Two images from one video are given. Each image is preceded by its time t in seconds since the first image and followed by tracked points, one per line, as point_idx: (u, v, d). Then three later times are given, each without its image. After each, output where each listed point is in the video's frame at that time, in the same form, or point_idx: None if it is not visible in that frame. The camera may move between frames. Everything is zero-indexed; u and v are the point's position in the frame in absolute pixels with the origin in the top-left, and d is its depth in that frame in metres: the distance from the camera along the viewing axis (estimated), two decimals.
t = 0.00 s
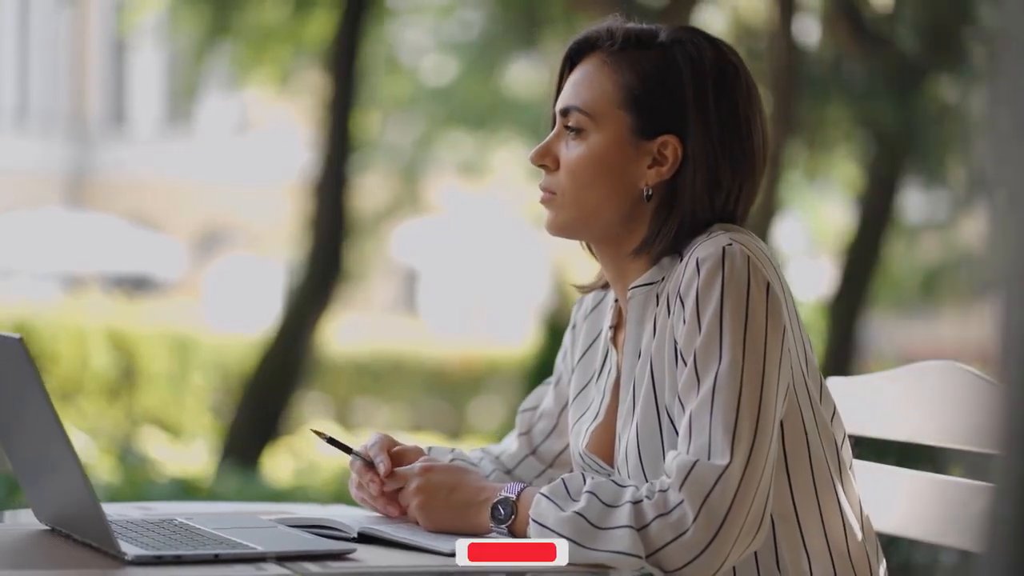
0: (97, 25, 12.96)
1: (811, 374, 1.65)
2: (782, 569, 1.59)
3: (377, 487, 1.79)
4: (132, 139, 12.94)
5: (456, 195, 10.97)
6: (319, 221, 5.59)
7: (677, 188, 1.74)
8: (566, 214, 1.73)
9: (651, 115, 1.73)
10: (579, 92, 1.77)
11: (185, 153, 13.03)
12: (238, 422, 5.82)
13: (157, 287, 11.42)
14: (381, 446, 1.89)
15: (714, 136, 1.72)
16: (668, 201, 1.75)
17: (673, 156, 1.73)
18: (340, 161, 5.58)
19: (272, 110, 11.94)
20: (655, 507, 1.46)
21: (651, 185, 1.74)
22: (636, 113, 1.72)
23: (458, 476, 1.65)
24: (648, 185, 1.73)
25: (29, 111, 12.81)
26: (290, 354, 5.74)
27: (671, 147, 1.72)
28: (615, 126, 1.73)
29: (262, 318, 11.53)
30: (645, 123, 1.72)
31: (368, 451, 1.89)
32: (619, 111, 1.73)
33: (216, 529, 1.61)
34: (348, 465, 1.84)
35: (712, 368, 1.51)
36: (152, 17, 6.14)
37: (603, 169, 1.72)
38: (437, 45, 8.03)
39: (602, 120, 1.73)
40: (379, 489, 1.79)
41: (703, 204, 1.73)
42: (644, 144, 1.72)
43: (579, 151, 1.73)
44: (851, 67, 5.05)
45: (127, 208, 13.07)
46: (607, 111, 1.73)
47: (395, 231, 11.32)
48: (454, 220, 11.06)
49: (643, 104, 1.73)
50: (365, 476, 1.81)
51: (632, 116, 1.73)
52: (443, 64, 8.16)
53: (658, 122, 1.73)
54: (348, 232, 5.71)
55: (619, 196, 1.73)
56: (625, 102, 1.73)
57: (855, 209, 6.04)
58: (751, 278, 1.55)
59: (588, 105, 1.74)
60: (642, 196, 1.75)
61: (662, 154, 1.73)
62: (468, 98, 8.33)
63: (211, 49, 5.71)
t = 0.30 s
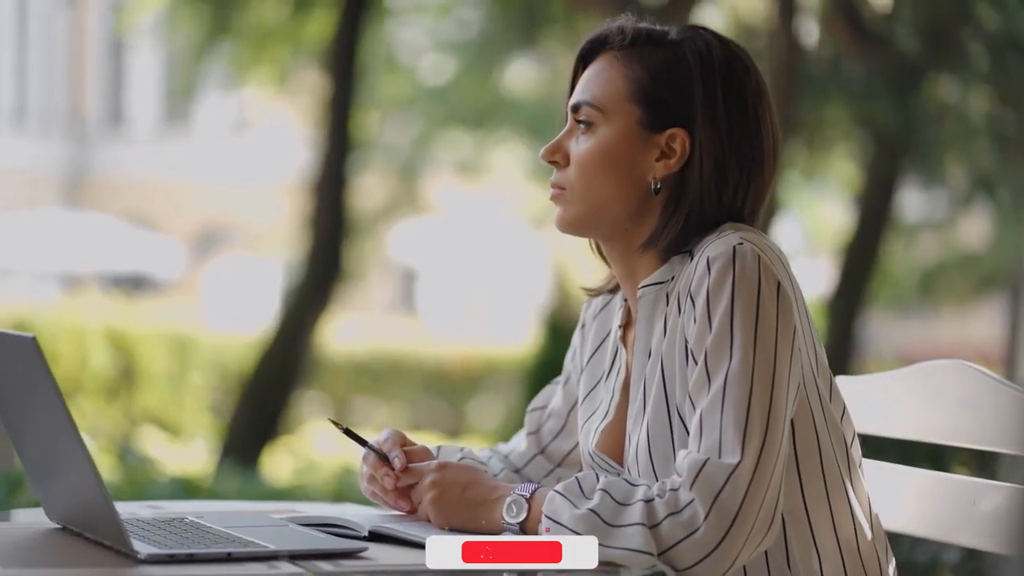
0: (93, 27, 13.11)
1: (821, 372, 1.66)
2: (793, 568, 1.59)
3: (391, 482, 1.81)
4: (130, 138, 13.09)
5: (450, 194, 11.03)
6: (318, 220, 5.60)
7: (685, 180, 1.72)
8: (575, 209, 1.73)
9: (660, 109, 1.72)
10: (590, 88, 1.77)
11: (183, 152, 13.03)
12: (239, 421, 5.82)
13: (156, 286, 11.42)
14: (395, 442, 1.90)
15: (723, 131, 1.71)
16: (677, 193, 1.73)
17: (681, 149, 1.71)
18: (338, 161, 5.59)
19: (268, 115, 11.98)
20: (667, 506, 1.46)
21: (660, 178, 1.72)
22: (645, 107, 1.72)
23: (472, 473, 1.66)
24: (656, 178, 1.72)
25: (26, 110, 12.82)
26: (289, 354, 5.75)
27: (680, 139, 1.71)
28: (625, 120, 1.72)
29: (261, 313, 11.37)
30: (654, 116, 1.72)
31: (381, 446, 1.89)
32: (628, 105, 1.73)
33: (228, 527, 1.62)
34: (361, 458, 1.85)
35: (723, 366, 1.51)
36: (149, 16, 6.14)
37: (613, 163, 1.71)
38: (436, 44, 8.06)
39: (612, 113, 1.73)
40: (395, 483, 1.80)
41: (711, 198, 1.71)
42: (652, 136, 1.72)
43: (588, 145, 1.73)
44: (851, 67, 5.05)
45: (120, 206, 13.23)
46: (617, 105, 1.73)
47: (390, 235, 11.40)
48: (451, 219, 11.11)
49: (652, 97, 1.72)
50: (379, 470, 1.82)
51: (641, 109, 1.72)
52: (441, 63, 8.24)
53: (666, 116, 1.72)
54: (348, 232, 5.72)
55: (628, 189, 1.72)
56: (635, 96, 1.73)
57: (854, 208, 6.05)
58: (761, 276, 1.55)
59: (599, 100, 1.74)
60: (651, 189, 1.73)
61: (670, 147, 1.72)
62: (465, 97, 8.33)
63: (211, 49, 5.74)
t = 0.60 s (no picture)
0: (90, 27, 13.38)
1: (830, 372, 1.66)
2: (801, 568, 1.59)
3: (399, 481, 1.81)
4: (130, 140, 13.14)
5: (447, 194, 11.02)
6: (317, 220, 5.62)
7: (692, 175, 1.72)
8: (582, 208, 1.72)
9: (666, 105, 1.71)
10: (596, 86, 1.76)
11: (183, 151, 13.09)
12: (238, 421, 5.82)
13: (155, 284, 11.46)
14: (403, 440, 1.91)
15: (728, 128, 1.70)
16: (683, 189, 1.73)
17: (688, 145, 1.71)
18: (337, 161, 5.62)
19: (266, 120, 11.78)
20: (676, 505, 1.46)
21: (666, 174, 1.71)
22: (652, 104, 1.71)
23: (480, 472, 1.66)
24: (663, 174, 1.71)
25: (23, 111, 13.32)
26: (288, 353, 5.77)
27: (686, 135, 1.71)
28: (632, 117, 1.72)
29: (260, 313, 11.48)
30: (660, 112, 1.71)
31: (388, 444, 1.90)
32: (635, 101, 1.72)
33: (236, 525, 1.62)
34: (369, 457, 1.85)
35: (732, 365, 1.52)
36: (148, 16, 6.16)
37: (621, 161, 1.71)
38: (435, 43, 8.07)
39: (619, 111, 1.73)
40: (403, 483, 1.80)
41: (719, 194, 1.70)
42: (659, 133, 1.71)
43: (595, 144, 1.72)
44: (849, 67, 5.07)
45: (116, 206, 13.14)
46: (624, 103, 1.73)
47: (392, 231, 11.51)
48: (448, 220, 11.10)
49: (657, 94, 1.71)
50: (388, 469, 1.82)
51: (648, 106, 1.71)
52: (439, 62, 8.23)
53: (673, 112, 1.71)
54: (347, 231, 5.74)
55: (636, 185, 1.71)
56: (641, 93, 1.72)
57: (852, 208, 6.07)
58: (770, 275, 1.55)
59: (606, 97, 1.74)
60: (658, 185, 1.72)
61: (677, 143, 1.71)
62: (464, 98, 8.37)
63: (210, 48, 5.76)
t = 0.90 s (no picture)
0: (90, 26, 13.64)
1: (838, 371, 1.66)
2: (810, 566, 1.59)
3: (409, 479, 1.81)
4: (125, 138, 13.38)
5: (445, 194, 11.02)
6: (316, 220, 5.64)
7: (700, 174, 1.72)
8: (592, 207, 1.72)
9: (674, 103, 1.71)
10: (604, 85, 1.76)
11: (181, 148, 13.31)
12: (238, 421, 5.82)
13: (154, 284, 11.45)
14: (411, 438, 1.91)
15: (736, 126, 1.70)
16: (691, 187, 1.73)
17: (696, 142, 1.70)
18: (336, 160, 5.64)
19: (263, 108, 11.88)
20: (685, 503, 1.47)
21: (675, 172, 1.71)
22: (660, 102, 1.71)
23: (489, 470, 1.66)
24: (671, 172, 1.71)
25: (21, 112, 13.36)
26: (288, 352, 5.78)
27: (694, 133, 1.70)
28: (639, 115, 1.72)
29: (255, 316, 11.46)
30: (668, 111, 1.71)
31: (397, 442, 1.90)
32: (643, 100, 1.72)
33: (245, 525, 1.62)
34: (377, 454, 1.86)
35: (741, 364, 1.52)
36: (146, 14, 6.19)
37: (628, 159, 1.71)
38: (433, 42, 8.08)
39: (627, 109, 1.73)
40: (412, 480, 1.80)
41: (728, 192, 1.70)
42: (667, 131, 1.71)
43: (604, 143, 1.72)
44: (848, 67, 5.12)
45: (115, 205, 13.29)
46: (632, 102, 1.73)
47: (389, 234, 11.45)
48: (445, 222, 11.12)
49: (666, 93, 1.71)
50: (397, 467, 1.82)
51: (656, 104, 1.71)
52: (437, 62, 8.28)
53: (681, 110, 1.71)
54: (345, 230, 5.76)
55: (644, 184, 1.71)
56: (649, 92, 1.72)
57: (850, 208, 6.09)
58: (779, 274, 1.56)
59: (614, 96, 1.74)
60: (666, 183, 1.72)
61: (685, 140, 1.71)
62: (462, 98, 8.41)
63: (208, 48, 5.76)
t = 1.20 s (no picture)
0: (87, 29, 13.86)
1: (845, 371, 1.66)
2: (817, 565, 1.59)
3: (415, 476, 1.81)
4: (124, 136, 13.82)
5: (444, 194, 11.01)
6: (314, 221, 5.68)
7: (707, 173, 1.72)
8: (599, 205, 1.73)
9: (681, 103, 1.71)
10: (611, 84, 1.77)
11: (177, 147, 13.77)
12: (238, 420, 5.83)
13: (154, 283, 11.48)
14: (418, 434, 1.92)
15: (743, 126, 1.70)
16: (698, 187, 1.73)
17: (703, 142, 1.71)
18: (334, 162, 5.66)
19: (259, 109, 11.95)
20: (693, 502, 1.47)
21: (682, 171, 1.72)
22: (667, 101, 1.72)
23: (496, 468, 1.67)
24: (679, 171, 1.71)
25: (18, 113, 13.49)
26: (287, 352, 5.80)
27: (701, 132, 1.71)
28: (645, 115, 1.72)
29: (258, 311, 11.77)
30: (675, 110, 1.71)
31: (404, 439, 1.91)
32: (650, 99, 1.72)
33: (252, 524, 1.62)
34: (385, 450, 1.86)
35: (748, 364, 1.52)
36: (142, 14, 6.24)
37: (635, 158, 1.71)
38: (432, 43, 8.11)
39: (634, 109, 1.73)
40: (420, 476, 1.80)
41: (735, 192, 1.70)
42: (674, 130, 1.71)
43: (611, 142, 1.73)
44: (846, 67, 5.10)
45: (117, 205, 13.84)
46: (638, 101, 1.73)
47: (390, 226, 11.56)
48: (444, 219, 11.20)
49: (673, 92, 1.72)
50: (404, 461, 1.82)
51: (663, 104, 1.72)
52: (434, 62, 8.36)
53: (688, 109, 1.71)
54: (345, 230, 5.78)
55: (652, 182, 1.72)
56: (657, 91, 1.72)
57: (848, 208, 6.13)
58: (787, 273, 1.56)
59: (620, 95, 1.74)
60: (673, 182, 1.73)
61: (692, 140, 1.71)
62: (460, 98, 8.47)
63: (208, 49, 5.77)
